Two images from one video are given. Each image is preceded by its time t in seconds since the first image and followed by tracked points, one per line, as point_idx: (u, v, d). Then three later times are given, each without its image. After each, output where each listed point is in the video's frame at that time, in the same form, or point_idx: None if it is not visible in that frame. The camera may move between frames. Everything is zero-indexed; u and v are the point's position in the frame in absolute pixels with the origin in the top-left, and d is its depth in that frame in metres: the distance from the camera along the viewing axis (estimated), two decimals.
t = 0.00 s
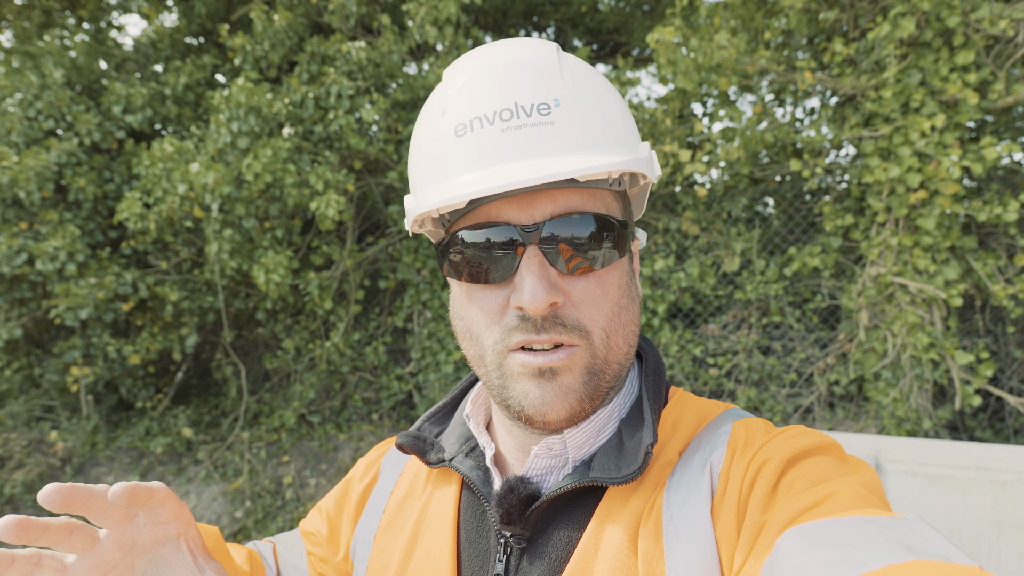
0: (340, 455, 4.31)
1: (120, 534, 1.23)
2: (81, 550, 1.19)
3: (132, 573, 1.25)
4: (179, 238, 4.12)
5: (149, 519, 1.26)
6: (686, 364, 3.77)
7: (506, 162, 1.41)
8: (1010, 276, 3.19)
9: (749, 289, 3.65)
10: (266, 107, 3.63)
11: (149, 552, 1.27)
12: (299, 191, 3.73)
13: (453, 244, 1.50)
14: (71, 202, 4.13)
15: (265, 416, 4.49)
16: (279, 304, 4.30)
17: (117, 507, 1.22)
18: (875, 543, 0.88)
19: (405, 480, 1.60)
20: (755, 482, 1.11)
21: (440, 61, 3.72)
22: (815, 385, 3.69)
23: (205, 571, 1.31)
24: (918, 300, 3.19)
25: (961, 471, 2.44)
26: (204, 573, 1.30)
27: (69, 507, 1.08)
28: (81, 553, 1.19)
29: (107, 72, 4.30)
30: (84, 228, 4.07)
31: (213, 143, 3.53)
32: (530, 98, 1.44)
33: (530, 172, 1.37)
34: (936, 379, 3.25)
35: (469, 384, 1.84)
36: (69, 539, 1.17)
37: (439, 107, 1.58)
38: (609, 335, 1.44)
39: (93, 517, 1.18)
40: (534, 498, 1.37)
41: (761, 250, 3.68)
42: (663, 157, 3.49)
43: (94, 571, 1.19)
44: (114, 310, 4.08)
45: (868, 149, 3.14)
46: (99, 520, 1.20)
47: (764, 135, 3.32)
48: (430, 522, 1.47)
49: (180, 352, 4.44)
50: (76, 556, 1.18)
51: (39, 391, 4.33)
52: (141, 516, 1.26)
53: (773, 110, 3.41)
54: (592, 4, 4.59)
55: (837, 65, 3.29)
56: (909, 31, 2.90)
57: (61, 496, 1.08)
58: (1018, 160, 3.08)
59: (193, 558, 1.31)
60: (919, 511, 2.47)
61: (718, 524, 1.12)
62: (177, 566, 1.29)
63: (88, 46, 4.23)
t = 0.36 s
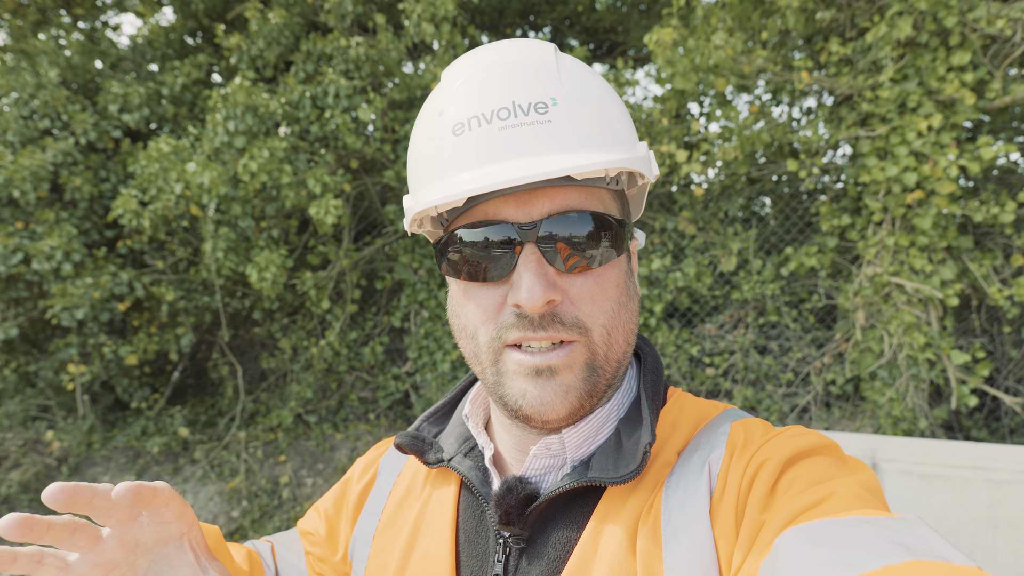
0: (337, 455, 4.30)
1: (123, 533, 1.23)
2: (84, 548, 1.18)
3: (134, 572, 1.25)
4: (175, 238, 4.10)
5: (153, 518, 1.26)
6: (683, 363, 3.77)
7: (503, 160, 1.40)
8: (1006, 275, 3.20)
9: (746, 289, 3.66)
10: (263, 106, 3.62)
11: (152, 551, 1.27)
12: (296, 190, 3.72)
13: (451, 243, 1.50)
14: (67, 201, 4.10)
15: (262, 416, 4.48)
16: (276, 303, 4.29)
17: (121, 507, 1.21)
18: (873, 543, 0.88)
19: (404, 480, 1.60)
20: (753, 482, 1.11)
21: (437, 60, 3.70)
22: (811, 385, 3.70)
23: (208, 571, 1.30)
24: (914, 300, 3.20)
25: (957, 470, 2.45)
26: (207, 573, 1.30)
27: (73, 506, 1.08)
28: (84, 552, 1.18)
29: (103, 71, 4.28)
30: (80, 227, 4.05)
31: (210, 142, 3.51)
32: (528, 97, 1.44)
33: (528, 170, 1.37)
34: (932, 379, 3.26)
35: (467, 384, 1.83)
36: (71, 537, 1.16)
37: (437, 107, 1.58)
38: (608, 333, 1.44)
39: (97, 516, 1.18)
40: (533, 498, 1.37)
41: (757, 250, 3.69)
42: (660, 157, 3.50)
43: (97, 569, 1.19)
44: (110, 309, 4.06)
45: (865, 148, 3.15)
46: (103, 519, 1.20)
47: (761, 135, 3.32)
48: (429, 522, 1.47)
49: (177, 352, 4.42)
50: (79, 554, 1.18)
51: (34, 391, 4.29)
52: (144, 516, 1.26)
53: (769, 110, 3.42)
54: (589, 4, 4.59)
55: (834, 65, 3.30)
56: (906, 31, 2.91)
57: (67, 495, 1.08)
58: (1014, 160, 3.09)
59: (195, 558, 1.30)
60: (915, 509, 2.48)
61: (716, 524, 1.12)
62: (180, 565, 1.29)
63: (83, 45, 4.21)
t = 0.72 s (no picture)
0: (335, 453, 4.29)
1: (126, 528, 1.23)
2: (86, 542, 1.18)
3: (136, 567, 1.24)
4: (173, 236, 4.10)
5: (156, 514, 1.26)
6: (681, 362, 3.77)
7: (502, 158, 1.40)
8: (1003, 274, 3.21)
9: (743, 288, 3.66)
10: (261, 104, 3.61)
11: (154, 546, 1.27)
12: (294, 189, 3.71)
13: (449, 242, 1.50)
14: (64, 200, 4.09)
15: (259, 415, 4.47)
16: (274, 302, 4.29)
17: (125, 502, 1.21)
18: (871, 542, 0.88)
19: (402, 479, 1.59)
20: (751, 481, 1.11)
21: (434, 59, 3.70)
22: (809, 383, 3.71)
23: (210, 567, 1.31)
24: (912, 298, 3.21)
25: (954, 468, 2.46)
26: (208, 570, 1.31)
27: (79, 500, 1.08)
28: (86, 546, 1.18)
29: (100, 69, 4.27)
30: (77, 225, 4.04)
31: (207, 140, 3.50)
32: (526, 95, 1.44)
33: (526, 169, 1.37)
34: (930, 377, 3.27)
35: (465, 383, 1.83)
36: (75, 531, 1.15)
37: (436, 106, 1.58)
38: (607, 331, 1.44)
39: (102, 510, 1.17)
40: (531, 498, 1.37)
41: (755, 249, 3.69)
42: (658, 156, 3.49)
43: (98, 564, 1.19)
44: (107, 308, 4.06)
45: (862, 147, 3.15)
46: (108, 514, 1.20)
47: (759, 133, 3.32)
48: (427, 521, 1.46)
49: (174, 351, 4.41)
50: (81, 548, 1.17)
51: (31, 390, 4.28)
52: (148, 512, 1.26)
53: (767, 109, 3.42)
54: (587, 2, 4.59)
55: (832, 64, 3.30)
56: (903, 30, 2.91)
57: (76, 489, 1.08)
58: (1011, 159, 3.10)
59: (197, 554, 1.31)
60: (913, 508, 2.49)
61: (714, 523, 1.12)
62: (181, 561, 1.29)
63: (80, 43, 4.20)
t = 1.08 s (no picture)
0: (334, 453, 4.29)
1: (126, 529, 1.23)
2: (86, 542, 1.18)
3: (135, 567, 1.24)
4: (171, 236, 4.09)
5: (156, 515, 1.26)
6: (680, 361, 3.77)
7: (500, 159, 1.40)
8: (1002, 273, 3.21)
9: (742, 288, 3.66)
10: (259, 104, 3.60)
11: (154, 547, 1.27)
12: (292, 189, 3.70)
13: (448, 243, 1.50)
14: (62, 200, 4.08)
15: (258, 414, 4.47)
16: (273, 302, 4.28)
17: (125, 503, 1.21)
18: (870, 544, 0.88)
19: (402, 479, 1.59)
20: (750, 482, 1.11)
21: (433, 58, 3.69)
22: (807, 382, 3.71)
23: (210, 569, 1.31)
24: (910, 298, 3.21)
25: (953, 467, 2.47)
26: (208, 571, 1.30)
27: (78, 501, 1.07)
28: (86, 546, 1.18)
29: (98, 69, 4.26)
30: (76, 226, 4.03)
31: (206, 140, 3.50)
32: (524, 96, 1.43)
33: (524, 170, 1.36)
34: (928, 376, 3.27)
35: (464, 383, 1.83)
36: (74, 531, 1.15)
37: (434, 106, 1.57)
38: (605, 332, 1.43)
39: (102, 511, 1.17)
40: (530, 499, 1.37)
41: (754, 248, 3.70)
42: (657, 155, 3.50)
43: (97, 564, 1.19)
44: (106, 308, 4.06)
45: (860, 147, 3.15)
46: (108, 515, 1.19)
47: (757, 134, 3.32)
48: (426, 522, 1.46)
49: (173, 350, 4.41)
50: (81, 548, 1.17)
51: (30, 390, 4.28)
52: (148, 512, 1.26)
53: (765, 109, 3.42)
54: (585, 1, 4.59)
55: (830, 64, 3.30)
56: (901, 30, 2.92)
57: (78, 490, 1.08)
58: (1009, 158, 3.10)
59: (197, 556, 1.30)
60: (911, 506, 2.49)
61: (713, 524, 1.12)
62: (181, 562, 1.28)
63: (78, 43, 4.19)
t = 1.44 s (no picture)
0: (333, 453, 4.29)
1: (128, 525, 1.23)
2: (87, 538, 1.18)
3: (137, 564, 1.24)
4: (171, 236, 4.10)
5: (157, 512, 1.26)
6: (679, 360, 3.77)
7: (498, 157, 1.40)
8: (1001, 272, 3.22)
9: (741, 287, 3.66)
10: (259, 104, 3.60)
11: (155, 543, 1.27)
12: (292, 188, 3.69)
13: (447, 240, 1.50)
14: (62, 199, 4.08)
15: (258, 414, 4.47)
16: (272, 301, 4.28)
17: (126, 500, 1.21)
18: (869, 540, 0.88)
19: (401, 477, 1.59)
20: (750, 478, 1.11)
21: (432, 58, 3.69)
22: (807, 381, 3.71)
23: (211, 565, 1.30)
24: (910, 296, 3.21)
25: (953, 466, 2.47)
26: (209, 567, 1.30)
27: (80, 497, 1.07)
28: (87, 542, 1.17)
29: (98, 69, 4.26)
30: (75, 226, 4.03)
31: (205, 141, 3.50)
32: (523, 93, 1.44)
33: (523, 167, 1.36)
34: (927, 375, 3.28)
35: (464, 381, 1.83)
36: (75, 527, 1.15)
37: (433, 104, 1.58)
38: (604, 330, 1.43)
39: (103, 507, 1.17)
40: (530, 496, 1.37)
41: (753, 247, 3.70)
42: (656, 155, 3.50)
43: (98, 561, 1.18)
44: (105, 308, 4.06)
45: (859, 145, 3.15)
46: (110, 510, 1.20)
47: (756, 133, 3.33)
48: (426, 520, 1.46)
49: (173, 350, 4.41)
50: (82, 544, 1.17)
51: (30, 390, 4.28)
52: (149, 509, 1.26)
53: (765, 108, 3.42)
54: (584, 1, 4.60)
55: (829, 63, 3.30)
56: (899, 29, 2.92)
57: (80, 486, 1.08)
58: (1008, 157, 3.10)
59: (198, 552, 1.30)
60: (911, 505, 2.49)
61: (713, 520, 1.12)
62: (182, 559, 1.28)
63: (77, 43, 4.19)
